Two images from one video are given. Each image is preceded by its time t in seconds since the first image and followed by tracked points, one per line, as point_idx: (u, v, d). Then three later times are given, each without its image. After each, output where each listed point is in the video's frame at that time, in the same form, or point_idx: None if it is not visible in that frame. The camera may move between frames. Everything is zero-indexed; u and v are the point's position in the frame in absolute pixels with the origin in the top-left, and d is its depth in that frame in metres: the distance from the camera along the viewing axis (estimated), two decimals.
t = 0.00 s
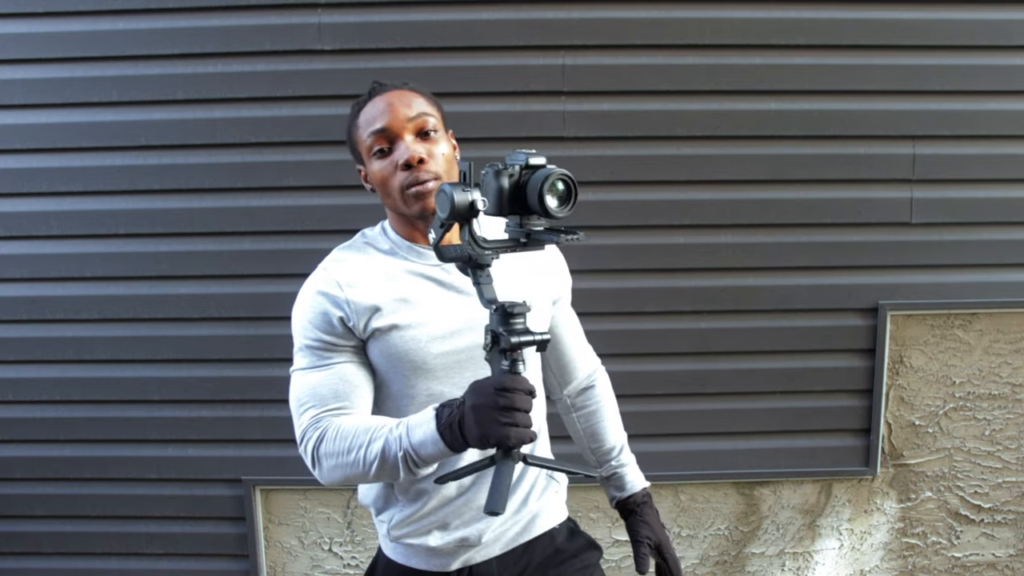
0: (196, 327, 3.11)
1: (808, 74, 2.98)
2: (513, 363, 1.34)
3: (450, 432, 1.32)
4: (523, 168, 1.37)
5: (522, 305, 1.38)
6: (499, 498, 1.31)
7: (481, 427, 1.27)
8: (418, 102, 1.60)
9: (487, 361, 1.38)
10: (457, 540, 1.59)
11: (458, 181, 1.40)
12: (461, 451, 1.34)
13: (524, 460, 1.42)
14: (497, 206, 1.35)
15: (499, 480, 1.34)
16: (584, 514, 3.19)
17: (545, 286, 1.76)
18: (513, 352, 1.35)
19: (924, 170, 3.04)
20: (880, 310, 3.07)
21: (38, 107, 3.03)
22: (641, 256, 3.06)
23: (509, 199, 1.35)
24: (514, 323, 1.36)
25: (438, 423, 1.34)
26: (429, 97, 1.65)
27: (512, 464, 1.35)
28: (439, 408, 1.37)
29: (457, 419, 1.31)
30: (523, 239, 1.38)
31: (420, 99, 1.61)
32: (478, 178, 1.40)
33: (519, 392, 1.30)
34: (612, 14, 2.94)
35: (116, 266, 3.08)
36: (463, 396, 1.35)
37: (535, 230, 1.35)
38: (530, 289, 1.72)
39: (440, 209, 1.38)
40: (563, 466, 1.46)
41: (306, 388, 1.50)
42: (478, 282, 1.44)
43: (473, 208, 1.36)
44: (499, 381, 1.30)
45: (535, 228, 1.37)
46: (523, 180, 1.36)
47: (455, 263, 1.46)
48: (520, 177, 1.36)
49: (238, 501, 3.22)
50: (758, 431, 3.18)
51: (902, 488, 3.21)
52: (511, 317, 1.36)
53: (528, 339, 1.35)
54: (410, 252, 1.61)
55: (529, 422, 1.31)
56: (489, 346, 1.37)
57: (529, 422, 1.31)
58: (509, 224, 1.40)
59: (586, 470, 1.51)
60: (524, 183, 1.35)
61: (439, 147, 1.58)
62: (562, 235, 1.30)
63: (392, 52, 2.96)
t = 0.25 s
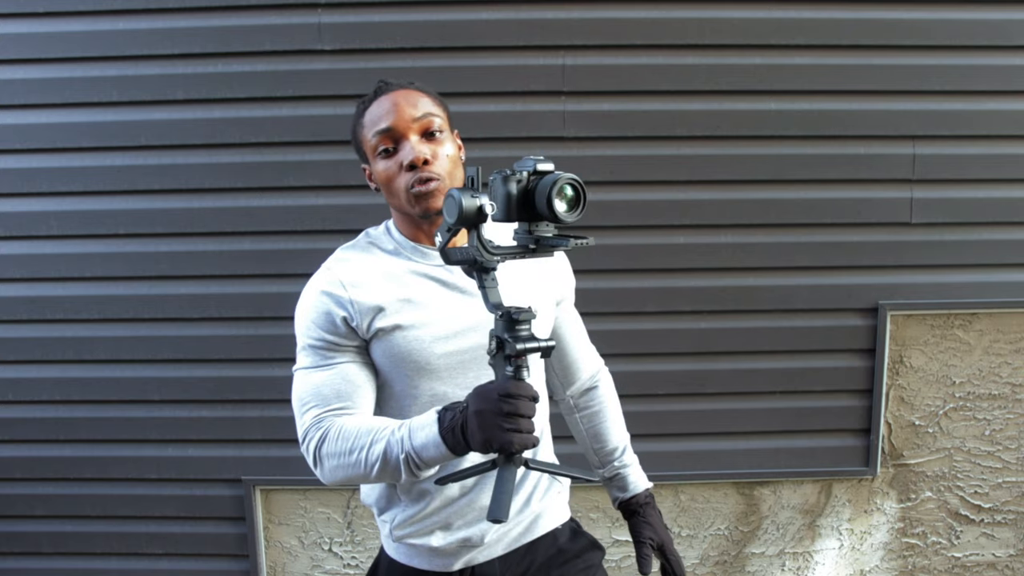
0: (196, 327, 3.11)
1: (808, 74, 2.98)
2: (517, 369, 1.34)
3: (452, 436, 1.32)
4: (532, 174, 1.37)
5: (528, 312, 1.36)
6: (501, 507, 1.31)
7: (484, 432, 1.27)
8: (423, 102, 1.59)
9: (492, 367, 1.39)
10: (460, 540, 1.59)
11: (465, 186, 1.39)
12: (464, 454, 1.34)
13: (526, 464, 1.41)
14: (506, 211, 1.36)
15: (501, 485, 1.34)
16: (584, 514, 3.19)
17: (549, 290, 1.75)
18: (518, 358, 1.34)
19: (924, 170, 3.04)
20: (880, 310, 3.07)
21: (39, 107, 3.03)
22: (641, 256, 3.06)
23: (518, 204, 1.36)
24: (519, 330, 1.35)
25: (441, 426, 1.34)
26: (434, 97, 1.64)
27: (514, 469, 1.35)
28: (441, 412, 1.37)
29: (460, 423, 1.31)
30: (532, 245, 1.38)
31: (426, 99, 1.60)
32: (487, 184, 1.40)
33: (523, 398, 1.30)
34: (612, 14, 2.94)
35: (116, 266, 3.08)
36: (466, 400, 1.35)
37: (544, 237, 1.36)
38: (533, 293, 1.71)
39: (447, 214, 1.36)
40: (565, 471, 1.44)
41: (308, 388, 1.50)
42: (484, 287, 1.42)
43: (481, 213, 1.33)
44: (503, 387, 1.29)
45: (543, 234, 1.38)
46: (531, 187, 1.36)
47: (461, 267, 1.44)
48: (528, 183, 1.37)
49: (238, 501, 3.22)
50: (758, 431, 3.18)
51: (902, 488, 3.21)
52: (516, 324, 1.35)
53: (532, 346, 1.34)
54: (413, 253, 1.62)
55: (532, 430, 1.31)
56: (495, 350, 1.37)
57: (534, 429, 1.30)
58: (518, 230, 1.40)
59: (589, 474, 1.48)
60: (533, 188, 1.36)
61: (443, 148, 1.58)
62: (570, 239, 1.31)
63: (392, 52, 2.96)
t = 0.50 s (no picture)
0: (196, 327, 3.11)
1: (808, 74, 2.98)
2: (517, 373, 1.34)
3: (452, 439, 1.32)
4: (533, 177, 1.37)
5: (529, 316, 1.36)
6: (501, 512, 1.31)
7: (483, 436, 1.27)
8: (429, 102, 1.59)
9: (492, 370, 1.38)
10: (464, 540, 1.59)
11: (467, 189, 1.39)
12: (463, 457, 1.34)
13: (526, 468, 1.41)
14: (507, 215, 1.35)
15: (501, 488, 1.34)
16: (584, 514, 3.19)
17: (552, 290, 1.74)
18: (518, 362, 1.34)
19: (924, 170, 3.04)
20: (880, 310, 3.07)
21: (38, 107, 3.03)
22: (641, 256, 3.06)
23: (519, 208, 1.35)
24: (519, 335, 1.35)
25: (440, 428, 1.34)
26: (440, 97, 1.64)
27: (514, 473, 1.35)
28: (442, 414, 1.37)
29: (460, 426, 1.31)
30: (534, 248, 1.38)
31: (431, 99, 1.60)
32: (488, 187, 1.40)
33: (523, 402, 1.30)
34: (612, 14, 2.94)
35: (116, 266, 3.08)
36: (466, 403, 1.35)
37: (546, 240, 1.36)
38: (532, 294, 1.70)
39: (448, 218, 1.36)
40: (566, 475, 1.45)
41: (312, 388, 1.50)
42: (483, 289, 1.42)
43: (482, 216, 1.33)
44: (504, 391, 1.29)
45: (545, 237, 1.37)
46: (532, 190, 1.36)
47: (461, 269, 1.44)
48: (529, 186, 1.37)
49: (238, 501, 3.22)
50: (758, 431, 3.18)
51: (902, 488, 3.21)
52: (517, 328, 1.35)
53: (533, 351, 1.33)
54: (417, 254, 1.62)
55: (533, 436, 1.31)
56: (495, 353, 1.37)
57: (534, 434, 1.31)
58: (519, 233, 1.40)
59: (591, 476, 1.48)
60: (534, 192, 1.36)
61: (449, 148, 1.58)
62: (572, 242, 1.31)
63: (392, 52, 2.95)
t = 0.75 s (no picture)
0: (196, 327, 3.11)
1: (808, 74, 2.98)
2: (518, 370, 1.34)
3: (454, 436, 1.32)
4: (535, 174, 1.37)
5: (530, 313, 1.35)
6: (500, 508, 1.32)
7: (485, 433, 1.27)
8: (436, 100, 1.59)
9: (494, 366, 1.39)
10: (464, 540, 1.59)
11: (469, 186, 1.38)
12: (465, 455, 1.34)
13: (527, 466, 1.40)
14: (510, 212, 1.34)
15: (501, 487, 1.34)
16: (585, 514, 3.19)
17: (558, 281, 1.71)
18: (519, 359, 1.34)
19: (923, 170, 3.04)
20: (880, 310, 3.07)
21: (39, 107, 3.03)
22: (641, 256, 3.06)
23: (521, 204, 1.35)
24: (520, 331, 1.35)
25: (442, 426, 1.35)
26: (447, 95, 1.64)
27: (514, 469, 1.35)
28: (443, 412, 1.37)
29: (461, 424, 1.31)
30: (536, 245, 1.37)
31: (438, 97, 1.60)
32: (490, 183, 1.39)
33: (525, 399, 1.30)
34: (611, 14, 2.94)
35: (116, 266, 3.08)
36: (468, 401, 1.35)
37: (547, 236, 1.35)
38: (536, 290, 1.65)
39: (451, 214, 1.35)
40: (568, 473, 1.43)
41: (315, 386, 1.50)
42: (484, 286, 1.42)
43: (484, 212, 1.34)
44: (505, 387, 1.29)
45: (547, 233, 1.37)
46: (535, 186, 1.35)
47: (463, 266, 1.44)
48: (532, 182, 1.36)
49: (238, 501, 3.22)
50: (758, 431, 3.18)
51: (902, 488, 3.21)
52: (518, 325, 1.34)
53: (534, 348, 1.33)
54: (421, 253, 1.62)
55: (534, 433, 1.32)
56: (496, 350, 1.38)
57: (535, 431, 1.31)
58: (521, 230, 1.39)
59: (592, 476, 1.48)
60: (536, 188, 1.35)
61: (455, 146, 1.58)
62: (576, 239, 1.31)
63: (392, 53, 2.96)
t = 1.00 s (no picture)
0: (195, 327, 3.11)
1: (808, 74, 2.98)
2: (515, 362, 1.34)
3: (451, 432, 1.32)
4: (527, 168, 1.38)
5: (525, 305, 1.36)
6: (497, 499, 1.31)
7: (482, 426, 1.27)
8: (437, 100, 1.59)
9: (489, 361, 1.38)
10: (465, 540, 1.59)
11: (462, 180, 1.39)
12: (463, 451, 1.34)
13: (525, 461, 1.41)
14: (502, 205, 1.35)
15: (499, 481, 1.33)
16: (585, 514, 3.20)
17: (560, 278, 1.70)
18: (515, 351, 1.34)
19: (924, 170, 3.04)
20: (880, 310, 3.07)
21: (38, 107, 3.03)
22: (641, 256, 3.06)
23: (513, 197, 1.35)
24: (517, 323, 1.35)
25: (440, 422, 1.34)
26: (447, 95, 1.63)
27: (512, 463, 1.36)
28: (441, 408, 1.37)
29: (459, 418, 1.31)
30: (529, 237, 1.37)
31: (438, 97, 1.60)
32: (483, 177, 1.40)
33: (522, 392, 1.30)
34: (611, 14, 2.94)
35: (116, 266, 3.08)
36: (465, 396, 1.35)
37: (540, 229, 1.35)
38: (537, 290, 1.65)
39: (444, 207, 1.36)
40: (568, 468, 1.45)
41: (315, 386, 1.50)
42: (480, 282, 1.42)
43: (478, 204, 1.33)
44: (501, 380, 1.30)
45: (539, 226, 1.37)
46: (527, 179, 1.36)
47: (458, 263, 1.45)
48: (524, 176, 1.37)
49: (238, 501, 3.22)
50: (758, 431, 3.18)
51: (902, 488, 3.21)
52: (514, 317, 1.35)
53: (530, 339, 1.33)
54: (421, 253, 1.62)
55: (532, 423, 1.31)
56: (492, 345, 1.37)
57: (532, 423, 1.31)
58: (514, 223, 1.39)
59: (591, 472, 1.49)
60: (528, 181, 1.36)
61: (455, 146, 1.57)
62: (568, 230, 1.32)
63: (392, 52, 2.96)
